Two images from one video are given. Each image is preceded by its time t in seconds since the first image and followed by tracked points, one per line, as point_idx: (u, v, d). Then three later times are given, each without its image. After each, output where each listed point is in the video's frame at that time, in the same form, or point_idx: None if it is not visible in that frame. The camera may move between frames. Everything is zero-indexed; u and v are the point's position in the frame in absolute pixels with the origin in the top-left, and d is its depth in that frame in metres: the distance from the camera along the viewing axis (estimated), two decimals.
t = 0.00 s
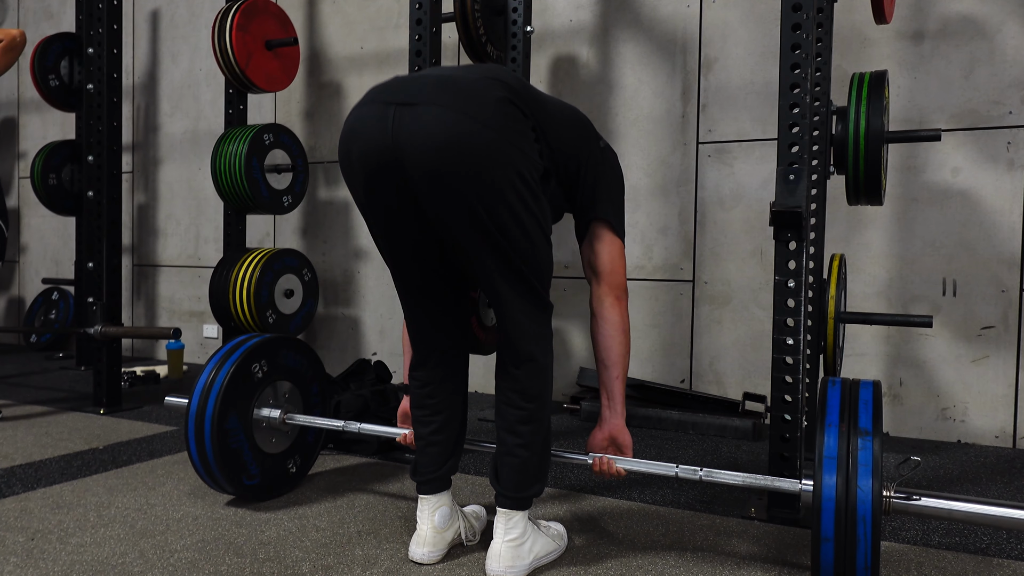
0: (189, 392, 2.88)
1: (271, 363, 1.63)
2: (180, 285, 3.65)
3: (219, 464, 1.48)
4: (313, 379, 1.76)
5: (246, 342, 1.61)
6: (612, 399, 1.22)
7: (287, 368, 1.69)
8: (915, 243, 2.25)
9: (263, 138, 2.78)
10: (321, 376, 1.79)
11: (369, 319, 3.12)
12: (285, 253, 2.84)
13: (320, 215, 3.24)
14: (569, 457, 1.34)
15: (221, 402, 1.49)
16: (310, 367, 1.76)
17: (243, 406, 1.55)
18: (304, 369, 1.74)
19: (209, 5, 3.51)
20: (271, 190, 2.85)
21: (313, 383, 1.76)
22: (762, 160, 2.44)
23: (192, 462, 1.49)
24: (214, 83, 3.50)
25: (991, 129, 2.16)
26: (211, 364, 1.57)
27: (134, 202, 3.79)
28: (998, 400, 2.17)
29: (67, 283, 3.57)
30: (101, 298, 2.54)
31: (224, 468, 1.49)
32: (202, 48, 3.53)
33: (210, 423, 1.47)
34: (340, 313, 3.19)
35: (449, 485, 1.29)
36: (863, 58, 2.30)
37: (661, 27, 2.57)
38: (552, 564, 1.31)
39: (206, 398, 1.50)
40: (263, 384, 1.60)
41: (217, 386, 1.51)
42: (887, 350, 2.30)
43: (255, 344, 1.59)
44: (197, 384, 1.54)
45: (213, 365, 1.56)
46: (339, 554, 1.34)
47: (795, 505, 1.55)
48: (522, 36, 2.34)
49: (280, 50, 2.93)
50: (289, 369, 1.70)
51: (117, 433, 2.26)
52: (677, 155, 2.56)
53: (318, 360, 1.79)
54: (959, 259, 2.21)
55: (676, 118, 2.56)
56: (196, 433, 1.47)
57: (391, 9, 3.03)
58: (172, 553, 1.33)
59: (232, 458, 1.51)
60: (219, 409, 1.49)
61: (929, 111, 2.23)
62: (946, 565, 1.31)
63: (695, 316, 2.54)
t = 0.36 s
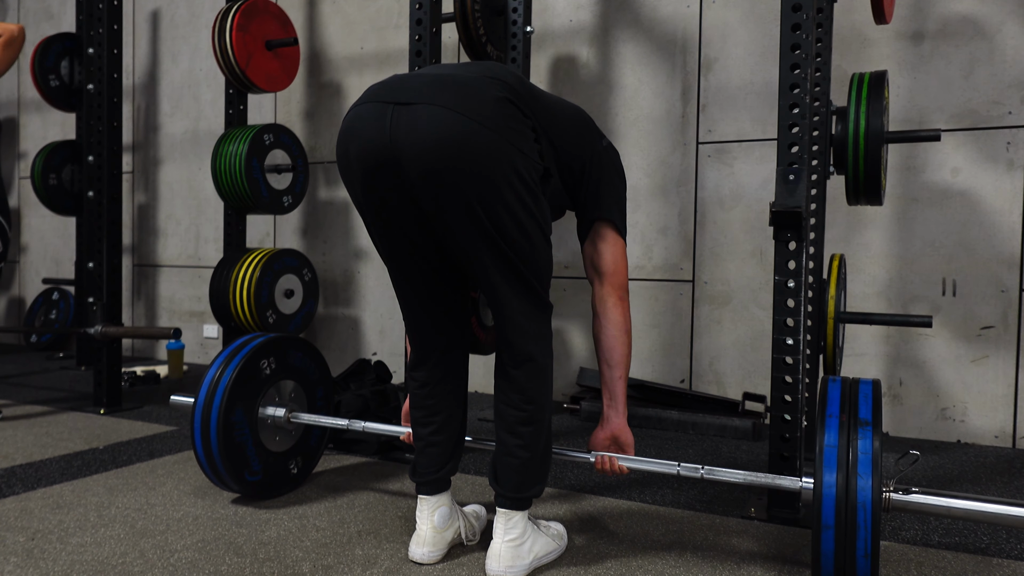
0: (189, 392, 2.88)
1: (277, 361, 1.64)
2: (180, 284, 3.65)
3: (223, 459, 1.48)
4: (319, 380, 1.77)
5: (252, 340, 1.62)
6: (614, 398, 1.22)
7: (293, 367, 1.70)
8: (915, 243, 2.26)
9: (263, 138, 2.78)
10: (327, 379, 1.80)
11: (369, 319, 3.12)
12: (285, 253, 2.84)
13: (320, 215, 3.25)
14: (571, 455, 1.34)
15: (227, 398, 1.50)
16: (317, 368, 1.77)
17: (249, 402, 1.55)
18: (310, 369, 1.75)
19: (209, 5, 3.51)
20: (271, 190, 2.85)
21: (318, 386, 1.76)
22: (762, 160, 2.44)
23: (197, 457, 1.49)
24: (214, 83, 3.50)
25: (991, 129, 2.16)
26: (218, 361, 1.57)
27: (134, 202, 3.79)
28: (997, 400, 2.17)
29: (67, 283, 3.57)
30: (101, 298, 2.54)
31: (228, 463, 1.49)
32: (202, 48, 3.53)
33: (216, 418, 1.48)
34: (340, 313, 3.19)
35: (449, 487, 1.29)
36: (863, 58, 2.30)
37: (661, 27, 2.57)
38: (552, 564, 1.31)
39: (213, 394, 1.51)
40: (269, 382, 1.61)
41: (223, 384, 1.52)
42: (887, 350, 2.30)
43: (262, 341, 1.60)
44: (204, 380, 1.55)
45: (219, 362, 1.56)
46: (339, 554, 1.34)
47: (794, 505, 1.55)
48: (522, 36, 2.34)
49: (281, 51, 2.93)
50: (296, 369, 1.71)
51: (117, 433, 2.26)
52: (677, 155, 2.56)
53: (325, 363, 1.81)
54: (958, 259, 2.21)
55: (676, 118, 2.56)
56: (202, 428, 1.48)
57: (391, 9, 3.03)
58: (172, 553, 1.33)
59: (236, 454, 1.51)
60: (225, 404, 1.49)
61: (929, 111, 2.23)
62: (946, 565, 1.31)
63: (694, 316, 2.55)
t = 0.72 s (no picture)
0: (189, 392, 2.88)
1: (278, 361, 1.64)
2: (180, 284, 3.65)
3: (224, 459, 1.48)
4: (320, 381, 1.77)
5: (253, 340, 1.61)
6: (614, 395, 1.22)
7: (294, 368, 1.70)
8: (915, 243, 2.26)
9: (263, 138, 2.78)
10: (328, 379, 1.80)
11: (369, 319, 3.12)
12: (285, 253, 2.84)
13: (320, 215, 3.25)
14: (571, 454, 1.34)
15: (228, 397, 1.50)
16: (318, 368, 1.77)
17: (250, 402, 1.55)
18: (311, 370, 1.75)
19: (209, 5, 3.51)
20: (271, 190, 2.85)
21: (318, 386, 1.76)
22: (762, 161, 2.44)
23: (197, 457, 1.49)
24: (214, 83, 3.50)
25: (991, 129, 2.16)
26: (218, 361, 1.57)
27: (134, 202, 3.79)
28: (997, 400, 2.17)
29: (67, 283, 3.57)
30: (101, 298, 2.54)
31: (228, 462, 1.49)
32: (202, 48, 3.53)
33: (217, 417, 1.48)
34: (340, 313, 3.19)
35: (454, 482, 1.29)
36: (863, 58, 2.30)
37: (661, 27, 2.57)
38: (552, 564, 1.30)
39: (213, 394, 1.51)
40: (269, 382, 1.61)
41: (223, 385, 1.52)
42: (887, 350, 2.30)
43: (263, 341, 1.60)
44: (205, 379, 1.55)
45: (219, 362, 1.56)
46: (339, 554, 1.34)
47: (794, 505, 1.55)
48: (522, 36, 2.34)
49: (281, 50, 2.93)
50: (297, 370, 1.71)
51: (117, 433, 2.26)
52: (677, 156, 2.56)
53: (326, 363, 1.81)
54: (959, 259, 2.21)
55: (676, 118, 2.56)
56: (202, 427, 1.48)
57: (391, 8, 3.03)
58: (172, 553, 1.33)
59: (236, 455, 1.51)
60: (225, 403, 1.49)
61: (929, 111, 2.23)
62: (946, 565, 1.31)
63: (695, 316, 2.55)
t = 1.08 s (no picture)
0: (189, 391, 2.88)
1: (277, 361, 1.64)
2: (179, 284, 3.65)
3: (223, 460, 1.48)
4: (319, 380, 1.77)
5: (251, 340, 1.61)
6: (612, 393, 1.22)
7: (293, 368, 1.70)
8: (915, 243, 2.25)
9: (263, 138, 2.78)
10: (327, 379, 1.80)
11: (369, 319, 3.12)
12: (285, 253, 2.84)
13: (320, 215, 3.24)
14: (570, 453, 1.34)
15: (226, 397, 1.50)
16: (317, 368, 1.77)
17: (248, 402, 1.55)
18: (311, 370, 1.75)
19: (209, 5, 3.51)
20: (271, 190, 2.85)
21: (317, 386, 1.76)
22: (762, 161, 2.44)
23: (196, 457, 1.49)
24: (214, 83, 3.50)
25: (991, 128, 2.16)
26: (216, 362, 1.57)
27: (134, 202, 3.78)
28: (998, 400, 2.17)
29: (66, 283, 3.57)
30: (101, 298, 2.53)
31: (227, 463, 1.49)
32: (202, 47, 3.53)
33: (215, 418, 1.48)
34: (340, 313, 3.19)
35: (459, 480, 1.29)
36: (863, 58, 2.30)
37: (661, 27, 2.57)
38: (552, 564, 1.30)
39: (212, 394, 1.51)
40: (268, 383, 1.61)
41: (222, 385, 1.51)
42: (887, 349, 2.30)
43: (263, 341, 1.60)
44: (203, 380, 1.55)
45: (217, 363, 1.56)
46: (339, 554, 1.34)
47: (795, 505, 1.55)
48: (522, 35, 2.33)
49: (280, 50, 2.93)
50: (296, 370, 1.71)
51: (117, 433, 2.25)
52: (678, 156, 2.56)
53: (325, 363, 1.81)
54: (959, 259, 2.20)
55: (676, 118, 2.56)
56: (201, 428, 1.48)
57: (391, 8, 3.03)
58: (172, 553, 1.33)
59: (235, 455, 1.51)
60: (224, 404, 1.49)
61: (929, 111, 2.23)
62: (946, 565, 1.31)
63: (695, 316, 2.54)
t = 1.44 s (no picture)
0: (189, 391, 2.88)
1: (276, 361, 1.64)
2: (179, 284, 3.65)
3: (222, 460, 1.48)
4: (319, 380, 1.78)
5: (250, 340, 1.61)
6: (612, 393, 1.22)
7: (293, 368, 1.70)
8: (915, 243, 2.25)
9: (263, 138, 2.78)
10: (326, 378, 1.80)
11: (368, 319, 3.12)
12: (285, 253, 2.84)
13: (319, 215, 3.24)
14: (569, 453, 1.34)
15: (226, 397, 1.50)
16: (316, 368, 1.77)
17: (247, 403, 1.55)
18: (310, 369, 1.75)
19: (209, 5, 3.51)
20: (271, 190, 2.85)
21: (316, 386, 1.76)
22: (762, 161, 2.44)
23: (195, 458, 1.49)
24: (214, 83, 3.50)
25: (991, 128, 2.16)
26: (216, 362, 1.57)
27: (134, 202, 3.78)
28: (998, 400, 2.17)
29: (66, 283, 3.57)
30: (101, 298, 2.53)
31: (226, 463, 1.49)
32: (202, 47, 3.53)
33: (215, 418, 1.48)
34: (340, 313, 3.19)
35: (460, 480, 1.29)
36: (863, 58, 2.30)
37: (661, 27, 2.57)
38: (552, 564, 1.30)
39: (212, 394, 1.51)
40: (267, 383, 1.61)
41: (222, 385, 1.51)
42: (887, 349, 2.30)
43: (262, 341, 1.60)
44: (203, 381, 1.54)
45: (217, 363, 1.56)
46: (339, 554, 1.34)
47: (794, 505, 1.55)
48: (522, 35, 2.33)
49: (280, 50, 2.93)
50: (295, 370, 1.71)
51: (117, 433, 2.25)
52: (677, 156, 2.56)
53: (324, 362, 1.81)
54: (959, 259, 2.21)
55: (676, 118, 2.56)
56: (200, 428, 1.48)
57: (391, 9, 3.03)
58: (172, 553, 1.33)
59: (235, 455, 1.51)
60: (223, 405, 1.49)
61: (929, 111, 2.23)
62: (946, 565, 1.31)
63: (695, 316, 2.54)
